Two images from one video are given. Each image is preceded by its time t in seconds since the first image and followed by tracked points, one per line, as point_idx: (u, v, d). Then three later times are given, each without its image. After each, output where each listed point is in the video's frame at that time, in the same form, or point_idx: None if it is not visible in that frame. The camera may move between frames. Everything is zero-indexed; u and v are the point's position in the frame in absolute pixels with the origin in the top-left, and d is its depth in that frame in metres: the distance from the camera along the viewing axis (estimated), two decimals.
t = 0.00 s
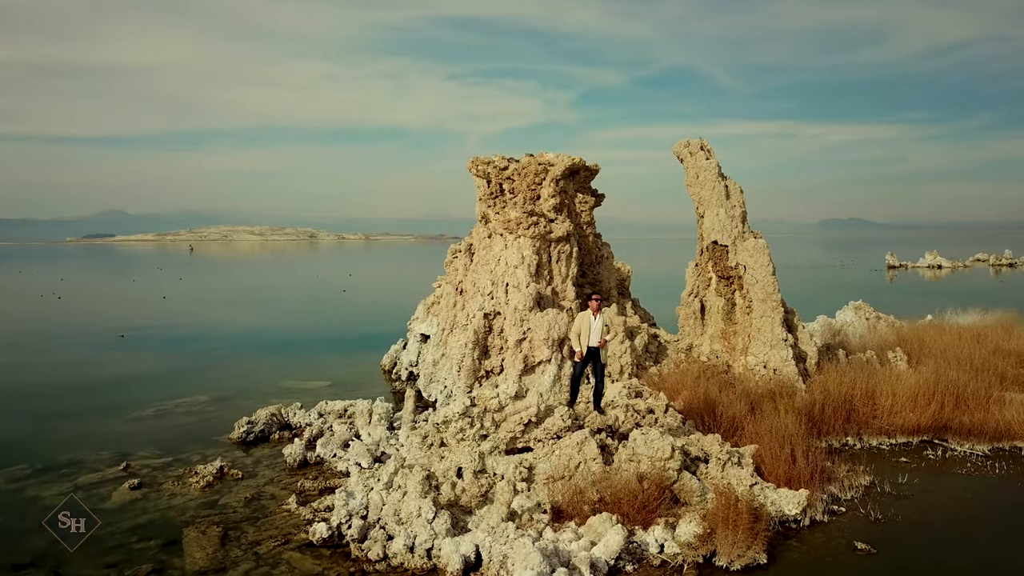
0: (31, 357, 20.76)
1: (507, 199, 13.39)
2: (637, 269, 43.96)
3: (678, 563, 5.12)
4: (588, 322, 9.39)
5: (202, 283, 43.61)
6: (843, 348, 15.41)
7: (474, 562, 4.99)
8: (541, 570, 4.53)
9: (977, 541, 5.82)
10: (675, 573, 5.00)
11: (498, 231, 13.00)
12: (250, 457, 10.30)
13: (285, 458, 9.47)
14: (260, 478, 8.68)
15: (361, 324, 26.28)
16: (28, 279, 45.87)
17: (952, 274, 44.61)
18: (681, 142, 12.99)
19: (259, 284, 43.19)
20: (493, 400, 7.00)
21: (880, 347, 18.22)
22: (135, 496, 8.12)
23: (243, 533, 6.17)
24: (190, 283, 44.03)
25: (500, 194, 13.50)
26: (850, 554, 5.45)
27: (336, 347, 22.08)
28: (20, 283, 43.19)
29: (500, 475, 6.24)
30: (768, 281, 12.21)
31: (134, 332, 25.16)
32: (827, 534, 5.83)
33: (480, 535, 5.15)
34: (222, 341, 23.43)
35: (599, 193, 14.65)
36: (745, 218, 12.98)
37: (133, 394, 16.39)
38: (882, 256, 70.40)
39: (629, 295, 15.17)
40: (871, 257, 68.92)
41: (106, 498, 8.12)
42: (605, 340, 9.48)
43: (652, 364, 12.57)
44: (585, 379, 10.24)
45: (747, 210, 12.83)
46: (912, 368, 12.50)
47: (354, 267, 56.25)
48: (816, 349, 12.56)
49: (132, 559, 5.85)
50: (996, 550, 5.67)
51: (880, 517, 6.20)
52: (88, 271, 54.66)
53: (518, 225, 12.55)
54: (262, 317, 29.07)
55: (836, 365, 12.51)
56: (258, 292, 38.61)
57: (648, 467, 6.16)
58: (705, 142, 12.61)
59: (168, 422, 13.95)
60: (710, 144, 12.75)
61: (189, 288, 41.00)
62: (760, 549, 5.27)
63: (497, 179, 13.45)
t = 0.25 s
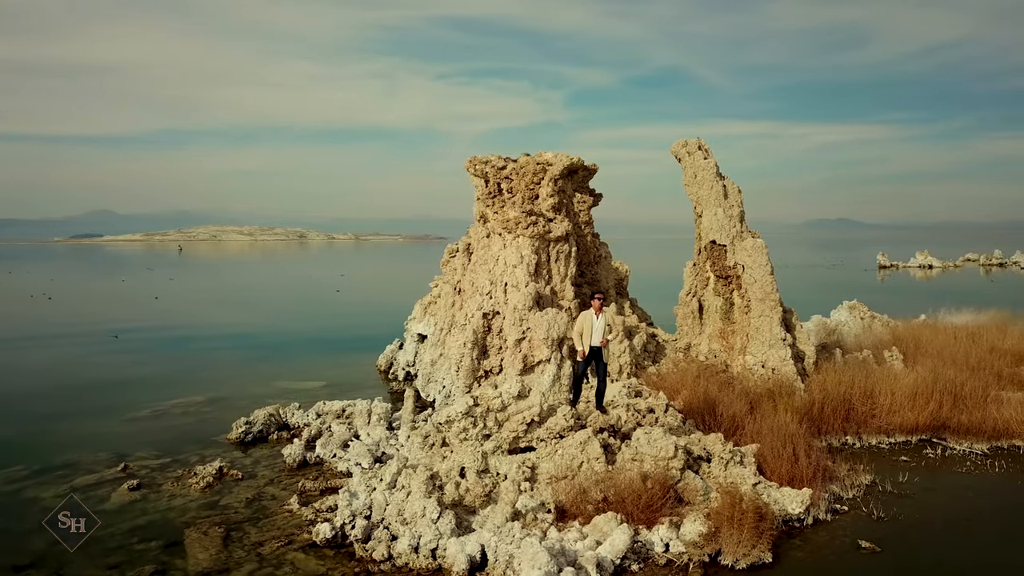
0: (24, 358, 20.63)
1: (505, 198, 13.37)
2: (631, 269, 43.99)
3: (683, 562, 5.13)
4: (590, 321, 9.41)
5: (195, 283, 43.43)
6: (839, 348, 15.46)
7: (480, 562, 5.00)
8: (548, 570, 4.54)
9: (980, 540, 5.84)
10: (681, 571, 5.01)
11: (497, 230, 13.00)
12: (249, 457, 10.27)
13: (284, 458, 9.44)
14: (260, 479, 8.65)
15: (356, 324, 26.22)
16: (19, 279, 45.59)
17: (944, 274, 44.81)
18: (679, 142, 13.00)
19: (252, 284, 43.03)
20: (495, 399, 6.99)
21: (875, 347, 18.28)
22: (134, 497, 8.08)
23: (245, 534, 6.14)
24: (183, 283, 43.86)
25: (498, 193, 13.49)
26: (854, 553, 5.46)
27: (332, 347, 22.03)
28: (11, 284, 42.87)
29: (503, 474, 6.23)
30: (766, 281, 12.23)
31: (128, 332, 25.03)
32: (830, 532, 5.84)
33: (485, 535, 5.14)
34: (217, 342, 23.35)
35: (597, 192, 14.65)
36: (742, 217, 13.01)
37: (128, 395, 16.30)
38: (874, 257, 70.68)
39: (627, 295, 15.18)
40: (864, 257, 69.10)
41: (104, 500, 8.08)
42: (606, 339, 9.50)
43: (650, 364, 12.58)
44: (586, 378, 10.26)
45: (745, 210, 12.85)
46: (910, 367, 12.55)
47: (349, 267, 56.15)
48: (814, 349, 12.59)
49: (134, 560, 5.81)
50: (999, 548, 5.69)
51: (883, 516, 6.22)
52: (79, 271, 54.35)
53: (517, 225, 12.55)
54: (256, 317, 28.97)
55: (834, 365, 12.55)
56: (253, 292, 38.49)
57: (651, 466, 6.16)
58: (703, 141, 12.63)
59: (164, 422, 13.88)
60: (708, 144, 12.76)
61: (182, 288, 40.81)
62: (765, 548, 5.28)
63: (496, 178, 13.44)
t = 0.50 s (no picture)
0: (17, 359, 20.48)
1: (503, 198, 13.35)
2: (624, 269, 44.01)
3: (688, 561, 5.13)
4: (592, 320, 9.43)
5: (188, 283, 43.20)
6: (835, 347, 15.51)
7: (485, 561, 4.99)
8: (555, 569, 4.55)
9: (982, 537, 5.86)
10: (686, 570, 5.02)
11: (495, 230, 12.99)
12: (247, 458, 10.22)
13: (283, 458, 9.40)
14: (259, 479, 8.61)
15: (350, 324, 26.15)
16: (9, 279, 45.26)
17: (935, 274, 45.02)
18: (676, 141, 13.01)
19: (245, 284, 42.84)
20: (498, 399, 6.97)
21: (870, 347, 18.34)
22: (133, 498, 8.03)
23: (247, 535, 6.11)
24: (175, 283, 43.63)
25: (496, 193, 13.47)
26: (858, 551, 5.48)
27: (327, 347, 21.96)
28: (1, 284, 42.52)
29: (506, 474, 6.22)
30: (764, 280, 12.25)
31: (121, 333, 24.88)
32: (833, 530, 5.85)
33: (490, 535, 5.14)
34: (211, 342, 23.24)
35: (594, 192, 14.66)
36: (740, 217, 13.03)
37: (123, 395, 16.19)
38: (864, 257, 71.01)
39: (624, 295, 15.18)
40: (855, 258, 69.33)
41: (103, 501, 8.03)
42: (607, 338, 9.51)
43: (648, 363, 12.60)
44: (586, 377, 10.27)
45: (742, 209, 12.87)
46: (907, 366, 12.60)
47: (342, 267, 56.01)
48: (812, 348, 12.63)
49: (135, 562, 5.77)
50: (1001, 546, 5.71)
51: (884, 514, 6.24)
52: (70, 271, 53.98)
53: (516, 224, 12.56)
54: (250, 317, 28.85)
55: (831, 364, 12.59)
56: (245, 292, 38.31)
57: (654, 465, 6.16)
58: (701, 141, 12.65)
59: (160, 423, 13.81)
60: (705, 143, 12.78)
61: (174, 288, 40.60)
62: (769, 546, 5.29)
63: (493, 178, 13.42)
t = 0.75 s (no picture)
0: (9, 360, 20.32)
1: (501, 197, 13.31)
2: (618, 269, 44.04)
3: (693, 560, 5.14)
4: (593, 320, 9.46)
5: (180, 284, 42.97)
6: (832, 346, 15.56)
7: (490, 561, 4.99)
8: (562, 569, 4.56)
9: (983, 535, 5.89)
10: (691, 569, 5.03)
11: (493, 229, 12.97)
12: (245, 458, 10.18)
13: (283, 459, 9.36)
14: (259, 480, 8.57)
15: (345, 324, 26.08)
16: None
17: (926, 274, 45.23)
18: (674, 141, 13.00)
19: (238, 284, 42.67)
20: (500, 398, 6.96)
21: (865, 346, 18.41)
22: (132, 499, 7.98)
23: (249, 535, 6.08)
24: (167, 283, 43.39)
25: (493, 192, 13.43)
26: (861, 550, 5.49)
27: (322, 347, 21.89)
28: None
29: (509, 474, 6.21)
30: (762, 279, 12.26)
31: (114, 334, 24.73)
32: (836, 529, 5.87)
33: (495, 535, 5.12)
34: (206, 343, 23.13)
35: (592, 191, 14.65)
36: (737, 216, 13.05)
37: (118, 396, 16.09)
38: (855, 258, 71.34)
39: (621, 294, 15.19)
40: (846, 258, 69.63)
41: (101, 502, 7.97)
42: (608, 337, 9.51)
43: (646, 363, 12.61)
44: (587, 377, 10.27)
45: (740, 209, 12.89)
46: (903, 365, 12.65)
47: (336, 267, 55.88)
48: (809, 347, 12.66)
49: (136, 563, 5.74)
50: (1002, 544, 5.74)
51: (886, 512, 6.26)
52: (60, 271, 53.61)
53: (514, 223, 12.55)
54: (244, 317, 28.73)
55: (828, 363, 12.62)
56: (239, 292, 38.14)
57: (657, 464, 6.16)
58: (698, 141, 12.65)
59: (157, 424, 13.73)
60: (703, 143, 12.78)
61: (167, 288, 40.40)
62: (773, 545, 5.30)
63: (491, 177, 13.39)
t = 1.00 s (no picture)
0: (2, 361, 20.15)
1: (498, 196, 13.28)
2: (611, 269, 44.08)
3: (698, 559, 5.15)
4: (595, 319, 9.44)
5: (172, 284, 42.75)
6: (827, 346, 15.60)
7: (495, 561, 4.99)
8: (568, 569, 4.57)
9: (984, 534, 5.91)
10: (696, 568, 5.03)
11: (490, 229, 12.95)
12: (243, 459, 10.12)
13: (281, 459, 9.31)
14: (257, 480, 8.53)
15: (340, 324, 26.01)
16: None
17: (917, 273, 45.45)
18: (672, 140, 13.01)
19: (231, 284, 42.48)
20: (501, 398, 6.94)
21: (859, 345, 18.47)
22: (130, 500, 7.92)
23: (250, 536, 6.05)
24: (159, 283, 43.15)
25: (491, 191, 13.39)
26: (864, 549, 5.51)
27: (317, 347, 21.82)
28: None
29: (511, 474, 6.20)
30: (759, 279, 12.28)
31: (107, 335, 24.56)
32: (839, 528, 5.88)
33: (500, 536, 5.12)
34: (200, 343, 23.01)
35: (589, 191, 14.64)
36: (734, 216, 13.07)
37: (113, 397, 16.00)
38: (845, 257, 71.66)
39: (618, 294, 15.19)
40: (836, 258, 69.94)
41: (99, 503, 7.91)
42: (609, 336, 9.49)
43: (644, 363, 12.62)
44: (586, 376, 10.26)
45: (737, 208, 12.91)
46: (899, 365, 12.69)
47: (329, 267, 55.74)
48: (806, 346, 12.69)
49: (138, 565, 5.70)
50: (1003, 542, 5.77)
51: (887, 511, 6.28)
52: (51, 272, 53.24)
53: (512, 223, 12.54)
54: (238, 318, 28.60)
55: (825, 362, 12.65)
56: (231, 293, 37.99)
57: (659, 464, 6.16)
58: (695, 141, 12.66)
59: (152, 424, 13.65)
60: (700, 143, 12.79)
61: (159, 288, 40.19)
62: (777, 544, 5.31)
63: (488, 177, 13.35)
